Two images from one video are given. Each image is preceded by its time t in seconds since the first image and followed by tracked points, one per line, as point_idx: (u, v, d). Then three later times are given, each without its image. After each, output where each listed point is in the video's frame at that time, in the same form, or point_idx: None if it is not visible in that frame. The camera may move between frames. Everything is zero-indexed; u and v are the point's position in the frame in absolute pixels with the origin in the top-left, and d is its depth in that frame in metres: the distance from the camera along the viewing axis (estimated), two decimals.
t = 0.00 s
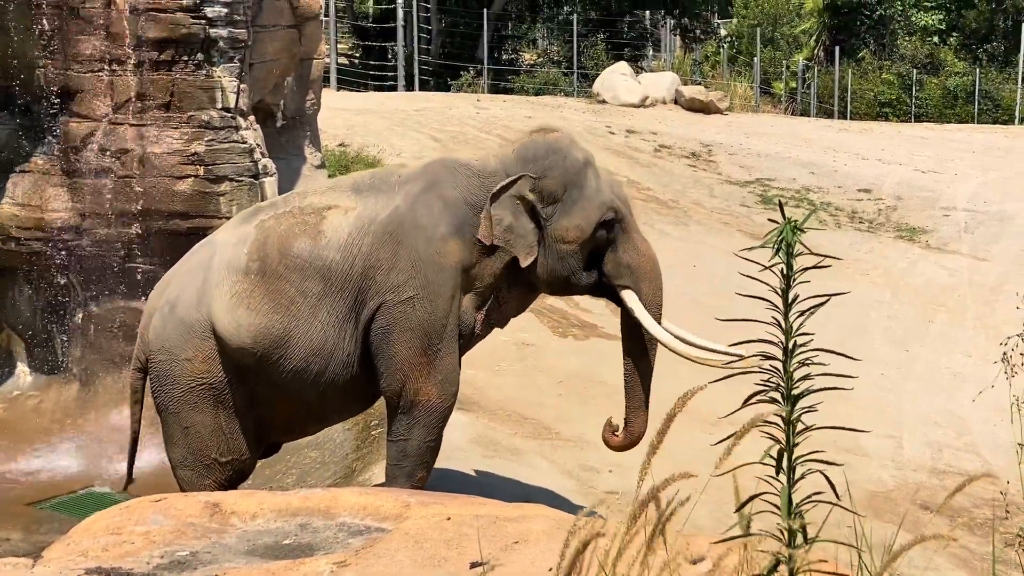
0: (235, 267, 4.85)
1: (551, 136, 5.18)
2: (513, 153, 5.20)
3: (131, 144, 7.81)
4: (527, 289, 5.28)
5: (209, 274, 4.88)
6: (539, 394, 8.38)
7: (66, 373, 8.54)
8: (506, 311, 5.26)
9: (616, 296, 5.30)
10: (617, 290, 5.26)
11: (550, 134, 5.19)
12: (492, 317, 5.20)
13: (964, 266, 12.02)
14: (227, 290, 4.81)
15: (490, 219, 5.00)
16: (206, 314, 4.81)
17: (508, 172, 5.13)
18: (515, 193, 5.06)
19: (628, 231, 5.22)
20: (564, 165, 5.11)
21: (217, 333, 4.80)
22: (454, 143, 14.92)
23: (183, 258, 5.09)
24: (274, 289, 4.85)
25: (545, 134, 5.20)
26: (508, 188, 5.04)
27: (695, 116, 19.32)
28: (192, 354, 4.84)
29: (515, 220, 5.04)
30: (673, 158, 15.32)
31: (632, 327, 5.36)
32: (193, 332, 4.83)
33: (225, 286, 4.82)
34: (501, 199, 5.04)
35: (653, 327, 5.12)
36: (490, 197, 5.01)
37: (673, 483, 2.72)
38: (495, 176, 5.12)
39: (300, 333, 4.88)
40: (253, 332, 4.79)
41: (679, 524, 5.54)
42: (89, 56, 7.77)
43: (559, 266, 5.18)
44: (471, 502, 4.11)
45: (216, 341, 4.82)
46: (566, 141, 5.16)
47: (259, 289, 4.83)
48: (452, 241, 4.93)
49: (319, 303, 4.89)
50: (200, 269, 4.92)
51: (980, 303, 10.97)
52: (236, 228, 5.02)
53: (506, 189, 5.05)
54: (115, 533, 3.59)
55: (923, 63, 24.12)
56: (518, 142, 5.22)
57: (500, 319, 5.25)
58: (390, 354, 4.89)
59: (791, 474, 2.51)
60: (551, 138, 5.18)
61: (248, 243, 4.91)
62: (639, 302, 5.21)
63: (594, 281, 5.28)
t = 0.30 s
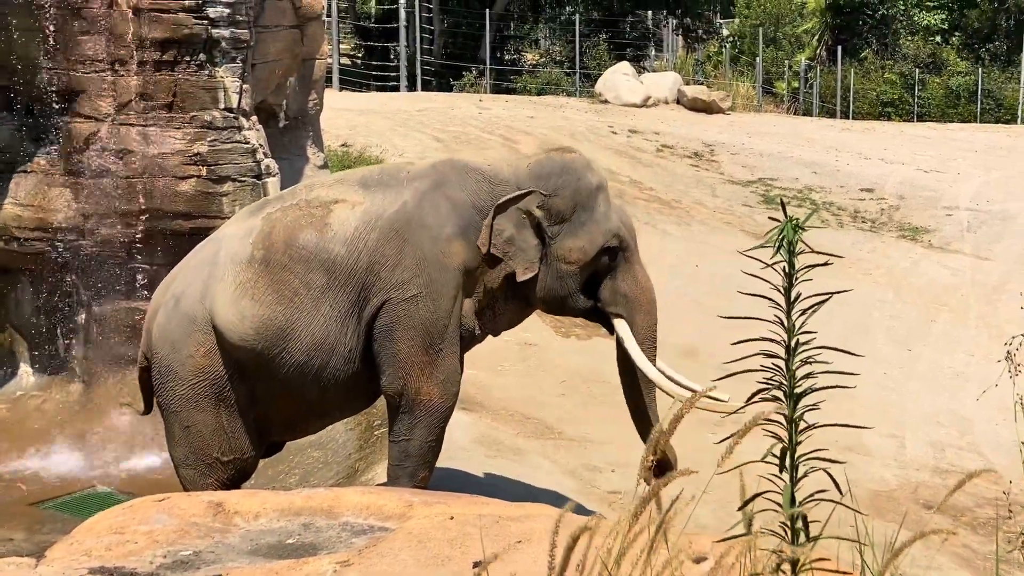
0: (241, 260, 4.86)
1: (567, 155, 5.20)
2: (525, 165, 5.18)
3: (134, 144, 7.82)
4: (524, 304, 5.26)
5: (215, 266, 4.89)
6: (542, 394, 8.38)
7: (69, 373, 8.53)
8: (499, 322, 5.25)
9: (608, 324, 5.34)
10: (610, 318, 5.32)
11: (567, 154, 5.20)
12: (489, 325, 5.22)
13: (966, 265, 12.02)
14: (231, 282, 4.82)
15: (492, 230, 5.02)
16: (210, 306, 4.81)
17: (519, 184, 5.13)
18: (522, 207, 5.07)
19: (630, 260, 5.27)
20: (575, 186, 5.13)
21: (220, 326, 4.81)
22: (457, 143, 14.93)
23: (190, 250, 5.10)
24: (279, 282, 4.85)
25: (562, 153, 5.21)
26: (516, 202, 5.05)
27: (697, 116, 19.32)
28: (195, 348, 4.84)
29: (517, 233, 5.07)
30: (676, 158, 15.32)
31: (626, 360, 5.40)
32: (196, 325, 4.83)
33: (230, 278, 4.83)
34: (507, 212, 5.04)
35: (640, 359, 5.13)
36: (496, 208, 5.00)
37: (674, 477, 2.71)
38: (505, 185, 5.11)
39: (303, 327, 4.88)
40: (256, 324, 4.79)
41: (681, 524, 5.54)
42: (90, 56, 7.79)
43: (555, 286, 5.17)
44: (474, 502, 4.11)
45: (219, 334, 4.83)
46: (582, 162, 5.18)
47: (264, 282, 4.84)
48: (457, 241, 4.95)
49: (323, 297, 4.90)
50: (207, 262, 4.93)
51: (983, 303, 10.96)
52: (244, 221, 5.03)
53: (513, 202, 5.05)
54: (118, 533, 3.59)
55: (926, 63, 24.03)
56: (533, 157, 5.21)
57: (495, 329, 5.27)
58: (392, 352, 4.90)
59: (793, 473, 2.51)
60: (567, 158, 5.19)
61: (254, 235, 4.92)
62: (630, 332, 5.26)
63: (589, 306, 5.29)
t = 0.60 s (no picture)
0: (244, 259, 4.86)
1: (563, 140, 5.20)
2: (524, 153, 5.20)
3: (137, 141, 7.83)
4: (532, 292, 5.26)
5: (218, 265, 4.88)
6: (545, 389, 8.38)
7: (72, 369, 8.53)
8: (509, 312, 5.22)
9: (620, 303, 5.34)
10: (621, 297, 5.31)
11: (563, 138, 5.20)
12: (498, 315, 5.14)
13: (970, 261, 12.01)
14: (235, 281, 4.82)
15: (500, 224, 5.00)
16: (214, 305, 4.81)
17: (519, 176, 5.14)
18: (526, 198, 5.06)
19: (635, 240, 5.26)
20: (575, 170, 5.14)
21: (225, 325, 4.80)
22: (460, 139, 14.92)
23: (192, 250, 5.09)
24: (282, 281, 4.85)
25: (557, 138, 5.22)
26: (519, 194, 5.03)
27: (700, 112, 19.29)
28: (199, 346, 4.83)
29: (523, 225, 5.05)
30: (679, 154, 15.30)
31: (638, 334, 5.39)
32: (200, 324, 4.83)
33: (234, 277, 4.82)
34: (512, 205, 5.02)
35: (657, 335, 5.13)
36: (500, 203, 4.98)
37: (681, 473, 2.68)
38: (506, 178, 5.12)
39: (307, 325, 4.88)
40: (260, 323, 4.80)
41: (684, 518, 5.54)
42: (94, 52, 7.76)
43: (564, 272, 5.19)
44: (478, 497, 4.11)
45: (223, 333, 4.82)
46: (578, 146, 5.18)
47: (267, 281, 4.84)
48: (460, 238, 4.96)
49: (326, 295, 4.90)
50: (209, 261, 4.92)
51: (987, 299, 10.95)
52: (246, 220, 5.02)
53: (517, 194, 5.04)
54: (123, 528, 3.59)
55: (929, 58, 24.12)
56: (529, 144, 5.23)
57: (505, 320, 5.20)
58: (396, 349, 4.90)
59: (799, 467, 2.50)
60: (563, 142, 5.20)
61: (257, 234, 4.92)
62: (643, 309, 5.25)
63: (599, 288, 5.30)
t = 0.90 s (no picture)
0: (250, 258, 4.86)
1: (558, 119, 5.15)
2: (523, 138, 5.16)
3: (144, 133, 7.83)
4: (547, 271, 5.26)
5: (224, 265, 4.87)
6: (550, 382, 8.37)
7: (78, 361, 8.59)
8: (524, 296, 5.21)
9: (638, 273, 5.29)
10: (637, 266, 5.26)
11: (557, 117, 5.15)
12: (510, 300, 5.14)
13: (976, 255, 11.98)
14: (241, 281, 4.81)
15: (515, 212, 4.97)
16: (221, 304, 4.80)
17: (520, 161, 5.08)
18: (531, 182, 5.02)
19: (644, 208, 5.22)
20: (575, 148, 5.08)
21: (232, 324, 4.80)
22: (466, 132, 14.91)
23: (196, 250, 5.08)
24: (289, 280, 4.85)
25: (551, 118, 5.16)
26: (526, 178, 5.01)
27: (706, 105, 19.24)
28: (206, 344, 4.83)
29: (536, 209, 5.02)
30: (685, 146, 15.27)
31: (654, 299, 5.35)
32: (207, 324, 4.82)
33: (240, 276, 4.82)
34: (521, 190, 5.00)
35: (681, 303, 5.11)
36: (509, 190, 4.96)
37: (690, 466, 2.66)
38: (508, 165, 5.07)
39: (315, 322, 4.88)
40: (268, 322, 4.80)
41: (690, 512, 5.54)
42: (100, 44, 7.77)
43: (578, 248, 5.16)
44: (484, 489, 4.11)
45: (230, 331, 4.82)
46: (574, 123, 5.13)
47: (274, 281, 4.84)
48: (466, 232, 4.96)
49: (333, 293, 4.89)
50: (214, 261, 4.92)
51: (993, 293, 10.92)
52: (251, 219, 5.02)
53: (523, 179, 5.01)
54: (128, 520, 3.59)
55: (935, 51, 24.06)
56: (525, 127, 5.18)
57: (522, 302, 5.22)
58: (403, 345, 4.90)
59: (805, 460, 2.49)
60: (559, 122, 5.14)
61: (263, 234, 4.91)
62: (662, 275, 5.21)
63: (615, 260, 5.26)
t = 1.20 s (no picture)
0: (257, 245, 4.86)
1: (570, 115, 5.19)
2: (534, 132, 5.18)
3: (149, 123, 7.82)
4: (548, 267, 5.26)
5: (230, 252, 4.88)
6: (556, 373, 8.38)
7: (84, 352, 8.56)
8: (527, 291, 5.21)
9: (642, 275, 5.34)
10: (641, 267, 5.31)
11: (569, 114, 5.18)
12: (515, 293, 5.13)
13: (983, 247, 11.95)
14: (247, 266, 4.82)
15: (518, 203, 4.97)
16: (227, 292, 4.81)
17: (530, 154, 5.11)
18: (539, 174, 5.04)
19: (650, 208, 5.26)
20: (585, 143, 5.13)
21: (238, 311, 4.81)
22: (473, 123, 14.90)
23: (204, 236, 5.10)
24: (296, 267, 4.85)
25: (563, 114, 5.20)
26: (533, 170, 5.02)
27: (713, 96, 19.20)
28: (213, 332, 4.84)
29: (540, 202, 5.02)
30: (692, 138, 15.25)
31: (659, 304, 5.40)
32: (214, 311, 4.84)
33: (247, 263, 4.83)
34: (527, 182, 5.00)
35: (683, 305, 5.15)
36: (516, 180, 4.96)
37: (696, 457, 2.63)
38: (517, 159, 5.08)
39: (321, 310, 4.89)
40: (274, 309, 4.80)
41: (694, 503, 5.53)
42: (107, 34, 7.76)
43: (582, 245, 5.19)
44: (489, 479, 4.11)
45: (237, 319, 4.83)
46: (586, 119, 5.16)
47: (280, 267, 4.84)
48: (473, 221, 4.93)
49: (339, 280, 4.89)
50: (222, 248, 4.93)
51: (999, 285, 10.90)
52: (258, 206, 5.02)
53: (531, 171, 5.02)
54: (136, 509, 3.59)
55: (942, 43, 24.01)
56: (537, 122, 5.21)
57: (524, 296, 5.21)
58: (409, 333, 4.90)
59: (813, 451, 2.47)
60: (571, 118, 5.17)
61: (270, 220, 4.92)
62: (665, 277, 5.27)
63: (620, 259, 5.31)
